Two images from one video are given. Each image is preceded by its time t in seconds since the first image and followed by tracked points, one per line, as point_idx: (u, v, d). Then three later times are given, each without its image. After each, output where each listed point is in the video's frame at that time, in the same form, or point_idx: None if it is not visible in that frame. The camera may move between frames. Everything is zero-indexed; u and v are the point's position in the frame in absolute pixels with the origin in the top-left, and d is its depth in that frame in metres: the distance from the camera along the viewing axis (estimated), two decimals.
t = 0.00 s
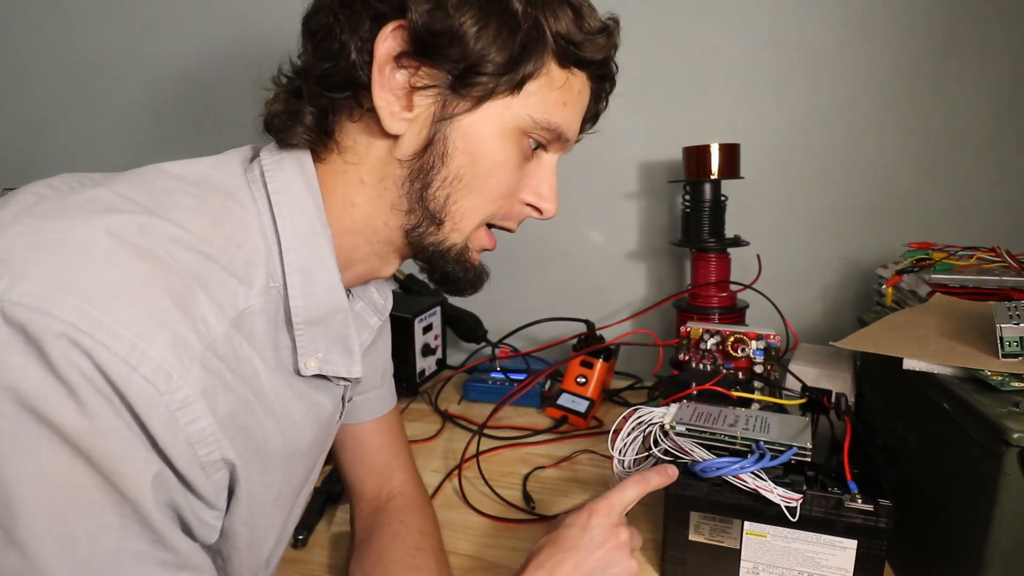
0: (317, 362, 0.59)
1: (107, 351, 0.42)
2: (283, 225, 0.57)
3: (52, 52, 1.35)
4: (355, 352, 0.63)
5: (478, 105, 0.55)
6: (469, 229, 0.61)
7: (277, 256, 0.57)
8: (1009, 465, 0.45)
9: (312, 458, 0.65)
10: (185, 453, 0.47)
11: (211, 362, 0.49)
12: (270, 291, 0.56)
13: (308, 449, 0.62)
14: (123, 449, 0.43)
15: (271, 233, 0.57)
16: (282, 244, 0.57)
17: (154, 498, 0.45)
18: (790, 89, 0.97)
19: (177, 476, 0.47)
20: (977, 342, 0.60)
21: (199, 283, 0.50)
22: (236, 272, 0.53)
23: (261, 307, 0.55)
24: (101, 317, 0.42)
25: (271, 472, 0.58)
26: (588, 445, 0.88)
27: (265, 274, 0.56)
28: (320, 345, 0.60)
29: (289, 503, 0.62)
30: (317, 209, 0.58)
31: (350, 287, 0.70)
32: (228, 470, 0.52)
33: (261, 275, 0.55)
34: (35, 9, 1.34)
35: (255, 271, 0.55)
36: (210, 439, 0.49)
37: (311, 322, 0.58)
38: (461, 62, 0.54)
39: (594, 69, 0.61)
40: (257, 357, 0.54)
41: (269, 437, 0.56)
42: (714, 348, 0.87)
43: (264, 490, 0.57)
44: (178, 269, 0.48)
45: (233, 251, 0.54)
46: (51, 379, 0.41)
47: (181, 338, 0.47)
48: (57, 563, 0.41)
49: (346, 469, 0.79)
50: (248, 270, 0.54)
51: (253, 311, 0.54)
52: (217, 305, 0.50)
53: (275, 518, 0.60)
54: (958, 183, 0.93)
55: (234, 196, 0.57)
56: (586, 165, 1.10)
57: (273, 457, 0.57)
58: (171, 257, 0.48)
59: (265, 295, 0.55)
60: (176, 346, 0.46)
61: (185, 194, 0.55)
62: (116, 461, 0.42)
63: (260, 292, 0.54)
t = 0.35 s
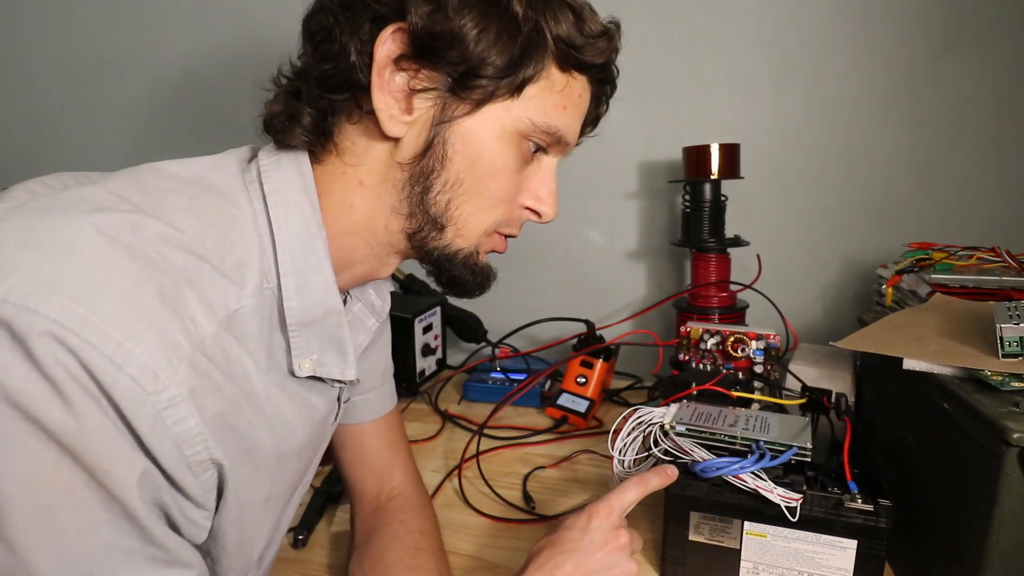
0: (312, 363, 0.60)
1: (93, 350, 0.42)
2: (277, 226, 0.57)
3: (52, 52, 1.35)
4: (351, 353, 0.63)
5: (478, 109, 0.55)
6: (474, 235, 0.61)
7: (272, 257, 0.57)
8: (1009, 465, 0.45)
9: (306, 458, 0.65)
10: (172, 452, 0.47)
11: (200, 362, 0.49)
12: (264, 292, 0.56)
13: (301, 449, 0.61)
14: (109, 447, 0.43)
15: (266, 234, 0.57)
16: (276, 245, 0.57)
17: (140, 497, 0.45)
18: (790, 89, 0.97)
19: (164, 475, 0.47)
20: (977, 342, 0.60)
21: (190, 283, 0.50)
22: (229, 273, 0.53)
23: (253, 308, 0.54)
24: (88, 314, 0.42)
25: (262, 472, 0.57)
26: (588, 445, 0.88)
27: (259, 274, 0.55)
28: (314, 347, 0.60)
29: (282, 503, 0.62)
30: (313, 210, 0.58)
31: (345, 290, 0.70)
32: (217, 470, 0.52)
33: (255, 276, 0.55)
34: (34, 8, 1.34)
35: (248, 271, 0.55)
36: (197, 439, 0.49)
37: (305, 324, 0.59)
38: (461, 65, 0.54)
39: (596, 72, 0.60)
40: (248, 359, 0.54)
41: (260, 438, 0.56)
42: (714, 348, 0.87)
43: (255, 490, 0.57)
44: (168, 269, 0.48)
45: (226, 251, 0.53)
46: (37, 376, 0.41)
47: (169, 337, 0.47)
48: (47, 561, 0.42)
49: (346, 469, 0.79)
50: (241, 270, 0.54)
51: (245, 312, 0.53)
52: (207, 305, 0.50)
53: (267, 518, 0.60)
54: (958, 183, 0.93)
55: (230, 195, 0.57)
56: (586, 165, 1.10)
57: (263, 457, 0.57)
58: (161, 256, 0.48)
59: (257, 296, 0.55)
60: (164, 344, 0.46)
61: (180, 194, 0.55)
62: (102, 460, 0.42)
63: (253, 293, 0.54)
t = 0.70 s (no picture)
0: (299, 366, 0.60)
1: (62, 352, 0.42)
2: (261, 228, 0.57)
3: (53, 53, 1.35)
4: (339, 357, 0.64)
5: (466, 109, 0.55)
6: (454, 236, 0.61)
7: (256, 259, 0.57)
8: (1009, 465, 0.45)
9: (294, 460, 0.64)
10: (147, 456, 0.46)
11: (178, 364, 0.48)
12: (247, 293, 0.56)
13: (287, 451, 0.61)
14: (82, 451, 0.43)
15: (250, 236, 0.57)
16: (260, 247, 0.57)
17: (115, 500, 0.44)
18: (790, 89, 0.97)
19: (140, 478, 0.47)
20: (975, 342, 0.60)
21: (168, 286, 0.49)
22: (210, 275, 0.53)
23: (235, 310, 0.54)
24: (58, 317, 0.42)
25: (245, 475, 0.57)
26: (588, 445, 0.88)
27: (242, 276, 0.55)
28: (303, 349, 0.61)
29: (269, 505, 0.62)
30: (297, 211, 0.58)
31: (337, 289, 0.70)
32: (196, 473, 0.52)
33: (237, 278, 0.55)
34: (34, 9, 1.34)
35: (231, 274, 0.55)
36: (173, 443, 0.48)
37: (291, 326, 0.59)
38: (447, 65, 0.54)
39: (591, 71, 0.60)
40: (229, 360, 0.54)
41: (244, 440, 0.55)
42: (714, 348, 0.87)
43: (238, 492, 0.57)
44: (145, 270, 0.48)
45: (208, 254, 0.53)
46: (9, 380, 0.41)
47: (144, 339, 0.46)
48: (27, 561, 0.42)
49: (346, 469, 0.79)
50: (223, 273, 0.54)
51: (226, 315, 0.53)
52: (186, 307, 0.50)
53: (253, 521, 0.60)
54: (957, 183, 0.93)
55: (215, 197, 0.57)
56: (587, 165, 1.10)
57: (245, 460, 0.56)
58: (137, 257, 0.48)
59: (240, 299, 0.54)
60: (139, 347, 0.46)
61: (164, 195, 0.55)
62: (74, 463, 0.42)
63: (235, 295, 0.54)
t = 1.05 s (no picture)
0: (298, 369, 0.60)
1: (60, 357, 0.42)
2: (259, 231, 0.57)
3: (53, 53, 1.35)
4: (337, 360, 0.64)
5: (484, 124, 0.55)
6: (469, 243, 0.62)
7: (254, 262, 0.57)
8: (1009, 465, 0.45)
9: (293, 463, 0.64)
10: (146, 460, 0.46)
11: (176, 368, 0.48)
12: (246, 297, 0.56)
13: (286, 454, 0.61)
14: (80, 455, 0.43)
15: (249, 238, 0.57)
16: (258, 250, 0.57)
17: (114, 505, 0.44)
18: (791, 89, 0.97)
19: (139, 483, 0.47)
20: (976, 342, 0.60)
21: (166, 290, 0.49)
22: (208, 279, 0.53)
23: (233, 314, 0.54)
24: (56, 322, 0.43)
25: (245, 478, 0.57)
26: (588, 445, 0.88)
27: (240, 280, 0.55)
28: (302, 353, 0.61)
29: (268, 507, 0.62)
30: (296, 215, 0.58)
31: (337, 291, 0.70)
32: (196, 478, 0.52)
33: (235, 282, 0.55)
34: (33, 8, 1.34)
35: (228, 277, 0.55)
36: (173, 447, 0.48)
37: (289, 330, 0.59)
38: (470, 82, 0.54)
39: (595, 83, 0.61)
40: (226, 363, 0.54)
41: (243, 443, 0.55)
42: (714, 348, 0.87)
43: (238, 495, 0.57)
44: (142, 274, 0.48)
45: (206, 257, 0.54)
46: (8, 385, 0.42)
47: (143, 344, 0.46)
48: (25, 563, 0.42)
49: (346, 469, 0.79)
50: (221, 276, 0.54)
51: (223, 318, 0.53)
52: (183, 310, 0.50)
53: (252, 523, 0.60)
54: (958, 182, 0.93)
55: (214, 200, 0.57)
56: (587, 165, 1.10)
57: (245, 463, 0.56)
58: (134, 261, 0.48)
59: (237, 302, 0.54)
60: (137, 351, 0.46)
61: (161, 198, 0.55)
62: (73, 468, 0.42)
63: (232, 299, 0.54)
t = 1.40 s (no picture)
0: (302, 368, 0.60)
1: (77, 356, 0.42)
2: (263, 231, 0.57)
3: (53, 52, 1.34)
4: (343, 357, 0.63)
5: (487, 126, 0.56)
6: (471, 243, 0.62)
7: (259, 261, 0.57)
8: (1009, 465, 0.45)
9: (298, 462, 0.64)
10: (159, 459, 0.47)
11: (188, 366, 0.49)
12: (251, 296, 0.56)
13: (293, 452, 0.61)
14: (95, 453, 0.43)
15: (254, 238, 0.57)
16: (263, 249, 0.57)
17: (129, 504, 0.44)
18: (790, 89, 0.97)
19: (152, 480, 0.47)
20: (976, 342, 0.60)
21: (175, 289, 0.50)
22: (215, 279, 0.53)
23: (239, 314, 0.54)
24: (71, 319, 0.43)
25: (252, 477, 0.57)
26: (588, 445, 0.88)
27: (246, 279, 0.55)
28: (306, 352, 0.61)
29: (274, 507, 0.62)
30: (301, 215, 0.58)
31: (338, 292, 0.70)
32: (206, 474, 0.52)
33: (242, 282, 0.55)
34: (34, 8, 1.34)
35: (235, 276, 0.55)
36: (185, 445, 0.48)
37: (295, 329, 0.59)
38: (475, 84, 0.54)
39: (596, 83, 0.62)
40: (235, 362, 0.54)
41: (252, 442, 0.56)
42: (714, 348, 0.87)
43: (246, 494, 0.57)
44: (153, 274, 0.48)
45: (213, 258, 0.54)
46: (22, 383, 0.41)
47: (156, 343, 0.46)
48: (38, 565, 0.41)
49: (346, 469, 0.79)
50: (228, 275, 0.54)
51: (230, 318, 0.53)
52: (192, 310, 0.50)
53: (259, 522, 0.60)
54: (958, 182, 0.93)
55: (217, 201, 0.57)
56: (587, 165, 1.10)
57: (253, 462, 0.56)
58: (145, 261, 0.48)
59: (244, 302, 0.54)
60: (151, 350, 0.46)
61: (168, 199, 0.55)
62: (87, 466, 0.42)
63: (239, 298, 0.54)
